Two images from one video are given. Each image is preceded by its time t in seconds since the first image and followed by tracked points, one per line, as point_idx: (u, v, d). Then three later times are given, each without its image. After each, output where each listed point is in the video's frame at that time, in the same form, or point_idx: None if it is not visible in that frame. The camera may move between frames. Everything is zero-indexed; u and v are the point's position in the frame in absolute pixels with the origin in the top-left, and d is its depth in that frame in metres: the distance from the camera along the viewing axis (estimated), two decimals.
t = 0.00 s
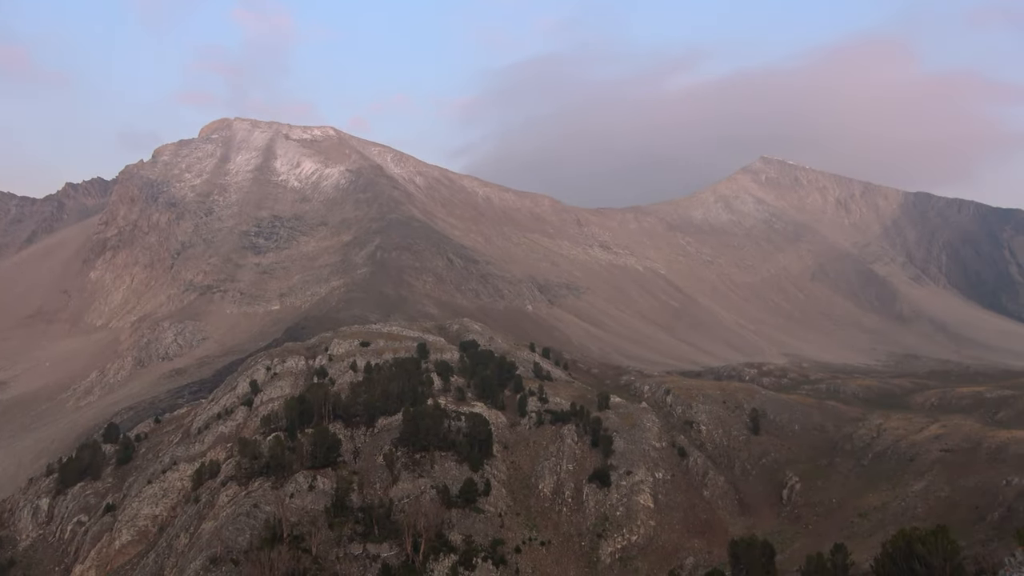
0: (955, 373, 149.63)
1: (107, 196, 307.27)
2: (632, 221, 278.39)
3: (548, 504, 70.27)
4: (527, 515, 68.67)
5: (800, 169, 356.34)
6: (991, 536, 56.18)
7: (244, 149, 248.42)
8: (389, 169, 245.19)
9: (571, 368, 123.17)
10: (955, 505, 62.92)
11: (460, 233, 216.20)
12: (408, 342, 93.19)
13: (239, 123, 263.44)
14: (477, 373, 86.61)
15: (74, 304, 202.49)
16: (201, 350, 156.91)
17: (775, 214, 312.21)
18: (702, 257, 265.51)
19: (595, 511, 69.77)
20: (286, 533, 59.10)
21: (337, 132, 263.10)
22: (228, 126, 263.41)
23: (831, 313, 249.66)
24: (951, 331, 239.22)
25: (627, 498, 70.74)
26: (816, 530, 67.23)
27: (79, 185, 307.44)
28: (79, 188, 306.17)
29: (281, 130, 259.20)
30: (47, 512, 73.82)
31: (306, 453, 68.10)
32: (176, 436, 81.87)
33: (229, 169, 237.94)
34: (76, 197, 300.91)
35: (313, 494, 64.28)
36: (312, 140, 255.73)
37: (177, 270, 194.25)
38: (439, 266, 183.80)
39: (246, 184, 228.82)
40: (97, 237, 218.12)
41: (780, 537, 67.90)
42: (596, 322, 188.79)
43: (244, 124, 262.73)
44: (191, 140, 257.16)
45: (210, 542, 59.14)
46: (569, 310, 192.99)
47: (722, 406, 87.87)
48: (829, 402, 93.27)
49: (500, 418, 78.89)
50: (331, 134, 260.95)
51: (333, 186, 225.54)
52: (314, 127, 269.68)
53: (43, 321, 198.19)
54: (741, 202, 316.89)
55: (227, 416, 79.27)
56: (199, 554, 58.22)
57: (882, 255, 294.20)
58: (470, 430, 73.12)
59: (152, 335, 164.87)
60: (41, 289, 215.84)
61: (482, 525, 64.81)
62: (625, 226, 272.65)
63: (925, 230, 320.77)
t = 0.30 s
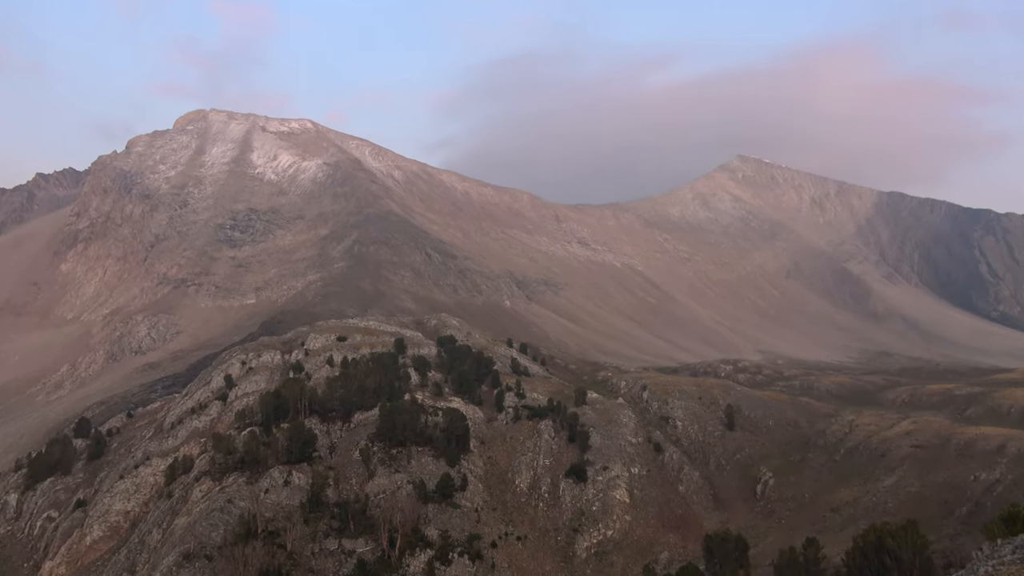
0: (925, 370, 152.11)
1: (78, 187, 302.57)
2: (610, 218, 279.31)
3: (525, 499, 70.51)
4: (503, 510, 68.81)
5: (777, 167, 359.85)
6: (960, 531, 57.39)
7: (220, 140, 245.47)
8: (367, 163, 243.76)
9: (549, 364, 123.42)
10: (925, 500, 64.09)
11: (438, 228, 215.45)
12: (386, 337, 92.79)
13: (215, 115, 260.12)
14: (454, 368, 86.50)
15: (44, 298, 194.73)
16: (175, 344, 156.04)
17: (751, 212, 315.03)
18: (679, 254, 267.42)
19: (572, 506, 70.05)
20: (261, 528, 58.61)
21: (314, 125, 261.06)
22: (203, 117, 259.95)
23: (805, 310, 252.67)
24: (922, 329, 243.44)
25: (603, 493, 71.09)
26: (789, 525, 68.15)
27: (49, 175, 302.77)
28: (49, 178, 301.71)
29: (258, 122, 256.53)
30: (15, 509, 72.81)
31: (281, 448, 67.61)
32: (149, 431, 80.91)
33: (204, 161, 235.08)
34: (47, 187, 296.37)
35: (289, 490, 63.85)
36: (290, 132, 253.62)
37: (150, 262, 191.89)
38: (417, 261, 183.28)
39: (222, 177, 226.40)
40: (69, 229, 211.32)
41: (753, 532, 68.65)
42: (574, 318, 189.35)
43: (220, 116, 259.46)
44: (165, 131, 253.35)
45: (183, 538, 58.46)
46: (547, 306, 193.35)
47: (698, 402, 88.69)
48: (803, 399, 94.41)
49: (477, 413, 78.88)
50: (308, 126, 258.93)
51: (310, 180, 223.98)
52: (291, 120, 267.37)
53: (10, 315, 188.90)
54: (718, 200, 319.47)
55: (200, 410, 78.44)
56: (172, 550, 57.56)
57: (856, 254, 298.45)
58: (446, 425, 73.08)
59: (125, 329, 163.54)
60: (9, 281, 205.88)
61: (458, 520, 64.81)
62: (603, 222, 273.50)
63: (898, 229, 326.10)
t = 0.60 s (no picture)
0: (897, 367, 154.57)
1: (49, 178, 297.48)
2: (589, 214, 279.95)
3: (502, 495, 70.64)
4: (481, 505, 68.93)
5: (755, 165, 362.69)
6: (930, 525, 58.57)
7: (195, 132, 242.34)
8: (345, 157, 242.03)
9: (527, 360, 123.57)
10: (896, 494, 65.20)
11: (417, 223, 214.54)
12: (363, 332, 92.25)
13: (190, 107, 256.50)
14: (432, 364, 86.27)
15: (13, 291, 191.03)
16: (149, 339, 154.97)
17: (728, 210, 317.40)
18: (657, 251, 268.98)
19: (549, 501, 70.31)
20: (236, 525, 58.14)
21: (292, 118, 258.65)
22: (178, 109, 256.30)
23: (781, 307, 255.47)
24: (895, 327, 247.32)
25: (580, 489, 71.44)
26: (763, 519, 69.03)
27: (19, 166, 297.43)
28: (19, 169, 296.30)
29: (235, 114, 253.54)
30: None
31: (257, 443, 67.07)
32: (122, 426, 79.93)
33: (180, 153, 232.06)
34: (17, 178, 291.33)
35: (264, 486, 63.41)
36: (267, 125, 251.11)
37: (123, 256, 189.48)
38: (396, 256, 182.56)
39: (198, 169, 223.80)
40: (40, 221, 207.15)
41: (728, 526, 69.39)
42: (552, 313, 189.78)
43: (196, 108, 255.93)
44: (140, 122, 249.33)
45: (157, 535, 57.76)
46: (525, 302, 193.61)
47: (674, 399, 89.34)
48: (778, 395, 95.43)
49: (455, 409, 78.78)
50: (286, 119, 256.52)
51: (287, 173, 222.19)
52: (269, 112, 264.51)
53: None
54: (696, 197, 321.44)
55: (174, 406, 77.62)
56: (146, 547, 56.86)
57: (831, 252, 302.32)
58: (424, 420, 72.97)
59: (97, 323, 162.03)
60: None
61: (435, 516, 64.79)
62: (582, 218, 273.93)
63: (872, 228, 330.84)
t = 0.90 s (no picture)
0: (869, 364, 156.76)
1: (20, 170, 291.85)
2: (568, 211, 280.48)
3: (480, 491, 70.73)
4: (458, 501, 68.94)
5: (734, 164, 365.33)
6: (901, 520, 59.49)
7: (171, 125, 239.22)
8: (323, 152, 240.29)
9: (506, 356, 123.69)
10: (868, 490, 66.19)
11: (396, 219, 213.69)
12: (341, 328, 91.82)
13: (165, 99, 253.00)
14: (410, 360, 86.09)
15: None
16: (122, 334, 153.54)
17: (706, 208, 319.69)
18: (636, 248, 270.33)
19: (526, 497, 70.48)
20: (211, 522, 57.56)
21: (269, 112, 256.13)
22: (153, 101, 252.71)
23: (758, 304, 258.12)
24: (869, 325, 250.94)
25: (558, 485, 71.70)
26: (738, 515, 69.79)
27: None
28: None
29: (211, 107, 250.58)
30: None
31: (233, 440, 66.49)
32: (95, 422, 78.99)
33: (155, 146, 229.11)
34: None
35: (240, 482, 62.88)
36: (244, 118, 248.51)
37: (96, 250, 186.93)
38: (374, 251, 181.78)
39: (173, 163, 221.03)
40: (10, 213, 203.39)
41: (704, 521, 70.08)
42: (530, 310, 190.12)
43: (171, 100, 252.48)
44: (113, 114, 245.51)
45: (130, 532, 56.99)
46: (504, 298, 193.70)
47: (652, 395, 90.01)
48: (753, 391, 96.51)
49: (433, 405, 78.73)
50: (263, 113, 253.97)
51: (265, 167, 220.26)
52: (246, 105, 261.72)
53: None
54: (675, 195, 323.18)
55: (149, 401, 76.78)
56: (118, 544, 56.06)
57: (807, 250, 305.63)
58: (402, 417, 72.84)
59: (69, 318, 160.16)
60: None
61: (413, 512, 64.66)
62: (562, 215, 274.47)
63: (848, 227, 335.06)
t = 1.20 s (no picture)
0: (843, 361, 158.73)
1: None
2: (547, 208, 280.98)
3: (458, 488, 70.73)
4: (436, 498, 68.90)
5: (714, 163, 367.89)
6: (874, 515, 60.39)
7: (146, 118, 236.09)
8: (302, 146, 238.39)
9: (485, 353, 123.72)
10: (842, 486, 67.12)
11: (375, 214, 212.63)
12: (319, 324, 91.29)
13: (141, 91, 249.53)
14: (388, 356, 85.85)
15: None
16: (96, 329, 151.95)
17: (684, 206, 321.89)
18: (615, 246, 271.52)
19: (504, 494, 70.61)
20: (185, 519, 56.97)
21: (247, 105, 253.51)
22: (128, 93, 249.22)
23: (735, 302, 260.63)
24: (844, 323, 254.36)
25: (536, 481, 71.93)
26: (714, 510, 70.51)
27: None
28: None
29: (187, 100, 247.45)
30: None
31: (208, 437, 65.88)
32: (67, 419, 77.92)
33: (129, 138, 226.16)
34: None
35: (215, 479, 62.30)
36: (221, 112, 245.75)
37: (69, 243, 184.30)
38: (352, 247, 180.83)
39: (148, 156, 218.39)
40: None
41: (681, 518, 70.69)
42: (509, 307, 190.32)
43: (147, 92, 249.04)
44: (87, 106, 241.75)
45: (102, 530, 56.21)
46: (483, 295, 193.66)
47: (629, 392, 90.57)
48: (730, 389, 97.51)
49: (411, 402, 78.59)
50: (241, 106, 251.33)
51: (242, 161, 218.12)
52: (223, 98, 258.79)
53: None
54: (654, 193, 324.87)
55: (123, 397, 75.83)
56: (91, 542, 55.28)
57: (784, 248, 308.63)
58: (380, 413, 72.64)
59: (41, 313, 158.29)
60: None
61: (391, 509, 64.48)
62: (541, 212, 274.82)
63: (825, 226, 339.12)
